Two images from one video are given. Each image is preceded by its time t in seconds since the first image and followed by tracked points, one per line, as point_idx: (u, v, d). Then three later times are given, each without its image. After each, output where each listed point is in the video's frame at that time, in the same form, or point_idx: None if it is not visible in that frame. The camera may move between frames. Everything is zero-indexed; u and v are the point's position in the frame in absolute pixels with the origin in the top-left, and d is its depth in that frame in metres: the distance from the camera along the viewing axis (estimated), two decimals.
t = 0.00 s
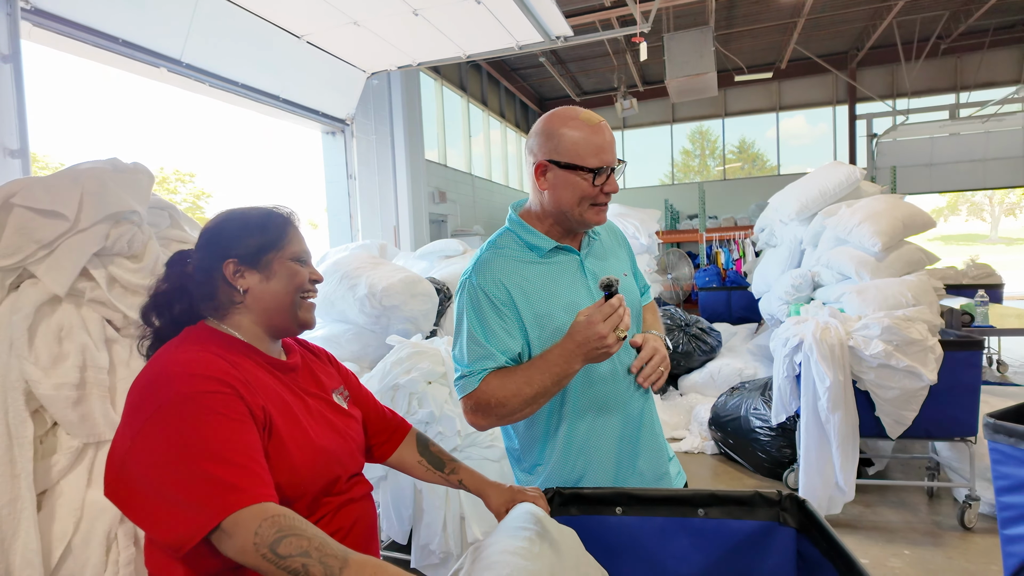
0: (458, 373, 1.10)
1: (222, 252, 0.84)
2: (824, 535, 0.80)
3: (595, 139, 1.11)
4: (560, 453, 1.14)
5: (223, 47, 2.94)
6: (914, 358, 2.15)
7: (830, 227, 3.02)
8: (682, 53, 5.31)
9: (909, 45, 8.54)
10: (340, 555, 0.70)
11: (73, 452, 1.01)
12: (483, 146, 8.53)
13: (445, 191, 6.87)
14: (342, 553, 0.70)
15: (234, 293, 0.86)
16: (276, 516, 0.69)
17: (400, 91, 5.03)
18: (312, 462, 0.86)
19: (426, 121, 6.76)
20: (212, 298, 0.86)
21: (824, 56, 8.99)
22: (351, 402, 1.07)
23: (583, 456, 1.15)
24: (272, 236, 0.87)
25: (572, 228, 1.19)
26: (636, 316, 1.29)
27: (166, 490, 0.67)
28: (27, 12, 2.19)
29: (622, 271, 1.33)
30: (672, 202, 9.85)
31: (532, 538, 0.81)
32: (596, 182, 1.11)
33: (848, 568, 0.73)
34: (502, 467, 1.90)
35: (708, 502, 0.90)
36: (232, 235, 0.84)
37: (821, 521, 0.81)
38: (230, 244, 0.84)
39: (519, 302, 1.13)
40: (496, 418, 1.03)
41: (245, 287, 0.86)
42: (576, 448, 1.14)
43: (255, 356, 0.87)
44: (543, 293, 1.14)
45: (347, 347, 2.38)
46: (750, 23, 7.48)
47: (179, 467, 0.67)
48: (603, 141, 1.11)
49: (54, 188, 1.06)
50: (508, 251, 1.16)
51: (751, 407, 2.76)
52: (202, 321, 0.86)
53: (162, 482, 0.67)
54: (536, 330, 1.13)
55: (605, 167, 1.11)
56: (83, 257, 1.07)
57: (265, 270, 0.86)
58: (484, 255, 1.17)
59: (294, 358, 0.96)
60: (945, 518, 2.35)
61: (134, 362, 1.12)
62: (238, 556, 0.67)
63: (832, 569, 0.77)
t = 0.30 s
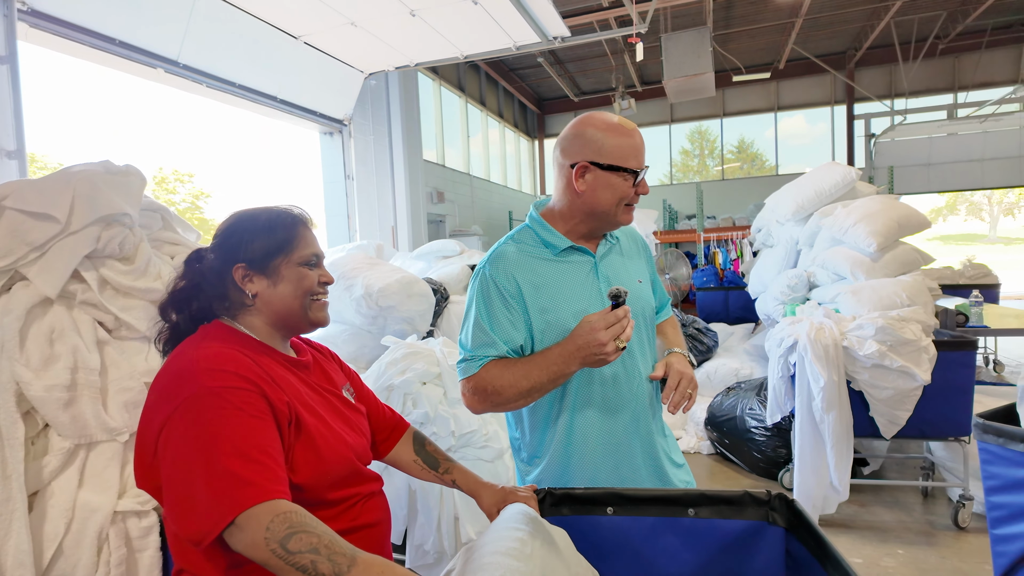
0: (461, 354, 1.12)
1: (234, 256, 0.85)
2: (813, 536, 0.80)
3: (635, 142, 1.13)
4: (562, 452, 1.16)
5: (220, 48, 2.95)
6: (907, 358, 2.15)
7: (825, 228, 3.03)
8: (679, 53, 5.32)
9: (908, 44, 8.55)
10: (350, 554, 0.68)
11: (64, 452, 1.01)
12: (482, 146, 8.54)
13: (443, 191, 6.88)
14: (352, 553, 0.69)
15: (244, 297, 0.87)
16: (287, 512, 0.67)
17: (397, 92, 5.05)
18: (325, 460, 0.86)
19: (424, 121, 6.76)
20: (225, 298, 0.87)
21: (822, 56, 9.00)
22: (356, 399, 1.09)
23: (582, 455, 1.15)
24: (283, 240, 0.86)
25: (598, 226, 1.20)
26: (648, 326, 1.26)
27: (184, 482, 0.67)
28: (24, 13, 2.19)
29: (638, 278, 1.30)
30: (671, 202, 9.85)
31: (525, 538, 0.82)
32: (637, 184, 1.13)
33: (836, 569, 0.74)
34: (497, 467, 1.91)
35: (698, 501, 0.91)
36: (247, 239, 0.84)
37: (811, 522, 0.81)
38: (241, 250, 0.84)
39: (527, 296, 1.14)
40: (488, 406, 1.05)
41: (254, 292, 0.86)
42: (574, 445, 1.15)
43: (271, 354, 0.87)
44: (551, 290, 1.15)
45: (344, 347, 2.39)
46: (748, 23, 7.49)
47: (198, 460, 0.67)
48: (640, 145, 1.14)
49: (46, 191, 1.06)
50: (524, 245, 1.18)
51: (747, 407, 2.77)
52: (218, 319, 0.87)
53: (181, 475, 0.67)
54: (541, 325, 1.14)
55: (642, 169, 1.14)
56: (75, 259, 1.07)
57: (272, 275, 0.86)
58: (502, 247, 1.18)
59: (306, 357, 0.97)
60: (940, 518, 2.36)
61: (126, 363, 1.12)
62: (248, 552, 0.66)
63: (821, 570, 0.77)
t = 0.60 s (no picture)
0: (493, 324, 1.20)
1: (237, 257, 0.78)
2: (800, 525, 0.82)
3: (654, 145, 1.13)
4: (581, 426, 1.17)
5: (215, 48, 2.96)
6: (897, 357, 2.17)
7: (818, 227, 3.05)
8: (674, 54, 5.34)
9: (902, 45, 8.59)
10: (353, 548, 0.68)
11: (58, 449, 1.01)
12: (478, 146, 8.55)
13: (440, 191, 6.89)
14: (356, 546, 0.68)
15: (246, 300, 0.81)
16: (289, 517, 0.66)
17: (393, 92, 5.06)
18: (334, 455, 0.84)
19: (420, 121, 6.77)
20: (227, 295, 0.81)
21: (817, 56, 9.04)
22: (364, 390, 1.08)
23: (598, 432, 1.16)
24: (287, 247, 0.78)
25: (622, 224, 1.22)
26: (677, 324, 1.24)
27: (188, 490, 0.65)
28: (19, 13, 2.20)
29: (675, 276, 1.28)
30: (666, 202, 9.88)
31: (520, 528, 0.84)
32: (641, 183, 1.13)
33: (820, 556, 0.76)
34: (489, 465, 1.92)
35: (689, 494, 0.93)
36: (254, 237, 0.77)
37: (796, 511, 0.84)
38: (244, 252, 0.78)
39: (557, 277, 1.19)
40: (513, 371, 1.12)
41: (256, 297, 0.80)
42: (592, 429, 1.16)
43: (276, 352, 0.83)
44: (579, 274, 1.19)
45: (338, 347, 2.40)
46: (743, 24, 7.52)
47: (200, 469, 0.65)
48: (662, 150, 1.13)
49: (40, 190, 1.07)
50: (563, 232, 1.24)
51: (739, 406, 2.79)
52: (223, 316, 0.82)
53: (185, 482, 0.66)
54: (568, 307, 1.18)
55: (650, 169, 1.13)
56: (69, 258, 1.07)
57: (273, 284, 0.79)
58: (545, 232, 1.25)
59: (313, 352, 0.93)
60: (929, 515, 2.38)
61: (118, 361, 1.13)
62: (251, 560, 0.65)
63: (806, 556, 0.79)
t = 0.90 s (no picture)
0: (522, 305, 1.37)
1: (251, 257, 0.78)
2: (807, 516, 0.85)
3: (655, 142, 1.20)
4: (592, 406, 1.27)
5: (209, 46, 2.96)
6: (886, 354, 2.20)
7: (809, 227, 3.08)
8: (668, 55, 5.37)
9: (892, 47, 8.68)
10: (368, 547, 0.68)
11: (56, 444, 1.01)
12: (473, 146, 8.56)
13: (434, 190, 6.88)
14: (370, 545, 0.68)
15: (259, 300, 0.81)
16: (303, 520, 0.66)
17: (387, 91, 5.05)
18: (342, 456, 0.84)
19: (414, 120, 6.76)
20: (240, 295, 0.81)
21: (809, 58, 9.11)
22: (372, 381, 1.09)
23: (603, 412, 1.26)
24: (304, 249, 0.77)
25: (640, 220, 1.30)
26: (691, 323, 1.27)
27: (201, 496, 0.65)
28: (12, 10, 2.18)
29: (698, 277, 1.30)
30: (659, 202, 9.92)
31: (535, 520, 0.85)
32: (637, 179, 1.23)
33: (829, 546, 0.78)
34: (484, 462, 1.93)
35: (698, 487, 0.94)
36: (271, 236, 0.77)
37: (803, 503, 0.86)
38: (259, 252, 0.77)
39: (580, 267, 1.31)
40: (535, 348, 1.28)
41: (270, 299, 0.80)
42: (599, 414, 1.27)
43: (285, 352, 0.83)
44: (597, 267, 1.30)
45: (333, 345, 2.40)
46: (736, 25, 7.57)
47: (213, 475, 0.65)
48: (664, 146, 1.19)
49: (37, 187, 1.07)
50: (594, 225, 1.35)
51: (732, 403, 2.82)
52: (229, 312, 0.82)
53: (198, 487, 0.66)
54: (587, 295, 1.31)
55: (645, 164, 1.22)
56: (66, 254, 1.07)
57: (289, 288, 0.79)
58: (582, 223, 1.36)
59: (321, 349, 0.93)
60: (918, 511, 2.42)
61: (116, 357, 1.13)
62: (268, 563, 0.65)
63: (814, 546, 0.82)
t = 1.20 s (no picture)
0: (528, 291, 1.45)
1: (280, 286, 0.80)
2: (802, 515, 0.86)
3: (654, 146, 1.24)
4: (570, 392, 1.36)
5: (203, 46, 2.95)
6: (876, 355, 2.22)
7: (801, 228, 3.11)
8: (662, 57, 5.39)
9: (885, 49, 8.74)
10: (372, 562, 0.70)
11: (48, 446, 1.01)
12: (467, 145, 8.55)
13: (428, 190, 6.88)
14: (374, 560, 0.70)
15: (294, 325, 0.83)
16: (309, 539, 0.67)
17: (381, 90, 5.04)
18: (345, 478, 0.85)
19: (408, 120, 6.75)
20: (271, 324, 0.82)
21: (803, 59, 9.16)
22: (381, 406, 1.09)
23: (579, 401, 1.35)
24: (326, 267, 0.79)
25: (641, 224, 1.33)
26: (677, 328, 1.31)
27: (212, 507, 0.66)
28: (4, 9, 2.16)
29: (692, 284, 1.32)
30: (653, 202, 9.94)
31: (538, 523, 0.87)
32: (634, 180, 1.28)
33: (827, 545, 0.79)
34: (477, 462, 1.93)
35: (694, 487, 0.96)
36: (293, 262, 0.78)
37: (798, 503, 0.87)
38: (286, 280, 0.79)
39: (580, 260, 1.38)
40: (533, 332, 1.35)
41: (305, 324, 0.82)
42: (582, 403, 1.34)
43: (308, 376, 0.83)
44: (591, 263, 1.37)
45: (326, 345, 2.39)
46: (730, 26, 7.60)
47: (226, 489, 0.66)
48: (659, 150, 1.23)
49: (30, 189, 1.06)
50: (603, 220, 1.41)
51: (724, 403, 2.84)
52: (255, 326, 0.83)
53: (208, 499, 0.66)
54: (581, 289, 1.37)
55: (641, 167, 1.26)
56: (59, 255, 1.07)
57: (318, 309, 0.81)
58: (591, 218, 1.43)
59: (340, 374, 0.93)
60: (907, 510, 2.45)
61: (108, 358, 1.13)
62: None
63: (811, 545, 0.83)
